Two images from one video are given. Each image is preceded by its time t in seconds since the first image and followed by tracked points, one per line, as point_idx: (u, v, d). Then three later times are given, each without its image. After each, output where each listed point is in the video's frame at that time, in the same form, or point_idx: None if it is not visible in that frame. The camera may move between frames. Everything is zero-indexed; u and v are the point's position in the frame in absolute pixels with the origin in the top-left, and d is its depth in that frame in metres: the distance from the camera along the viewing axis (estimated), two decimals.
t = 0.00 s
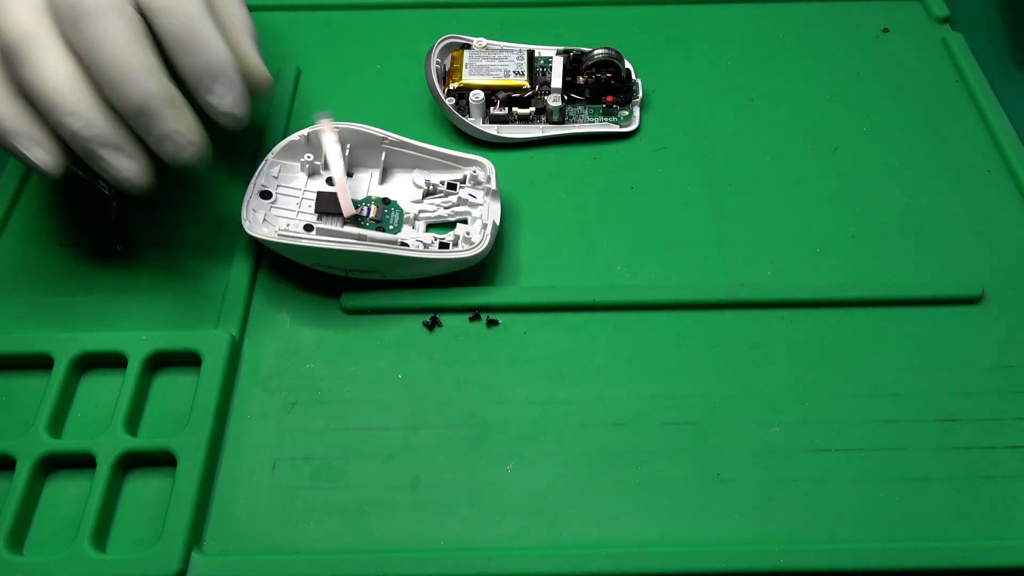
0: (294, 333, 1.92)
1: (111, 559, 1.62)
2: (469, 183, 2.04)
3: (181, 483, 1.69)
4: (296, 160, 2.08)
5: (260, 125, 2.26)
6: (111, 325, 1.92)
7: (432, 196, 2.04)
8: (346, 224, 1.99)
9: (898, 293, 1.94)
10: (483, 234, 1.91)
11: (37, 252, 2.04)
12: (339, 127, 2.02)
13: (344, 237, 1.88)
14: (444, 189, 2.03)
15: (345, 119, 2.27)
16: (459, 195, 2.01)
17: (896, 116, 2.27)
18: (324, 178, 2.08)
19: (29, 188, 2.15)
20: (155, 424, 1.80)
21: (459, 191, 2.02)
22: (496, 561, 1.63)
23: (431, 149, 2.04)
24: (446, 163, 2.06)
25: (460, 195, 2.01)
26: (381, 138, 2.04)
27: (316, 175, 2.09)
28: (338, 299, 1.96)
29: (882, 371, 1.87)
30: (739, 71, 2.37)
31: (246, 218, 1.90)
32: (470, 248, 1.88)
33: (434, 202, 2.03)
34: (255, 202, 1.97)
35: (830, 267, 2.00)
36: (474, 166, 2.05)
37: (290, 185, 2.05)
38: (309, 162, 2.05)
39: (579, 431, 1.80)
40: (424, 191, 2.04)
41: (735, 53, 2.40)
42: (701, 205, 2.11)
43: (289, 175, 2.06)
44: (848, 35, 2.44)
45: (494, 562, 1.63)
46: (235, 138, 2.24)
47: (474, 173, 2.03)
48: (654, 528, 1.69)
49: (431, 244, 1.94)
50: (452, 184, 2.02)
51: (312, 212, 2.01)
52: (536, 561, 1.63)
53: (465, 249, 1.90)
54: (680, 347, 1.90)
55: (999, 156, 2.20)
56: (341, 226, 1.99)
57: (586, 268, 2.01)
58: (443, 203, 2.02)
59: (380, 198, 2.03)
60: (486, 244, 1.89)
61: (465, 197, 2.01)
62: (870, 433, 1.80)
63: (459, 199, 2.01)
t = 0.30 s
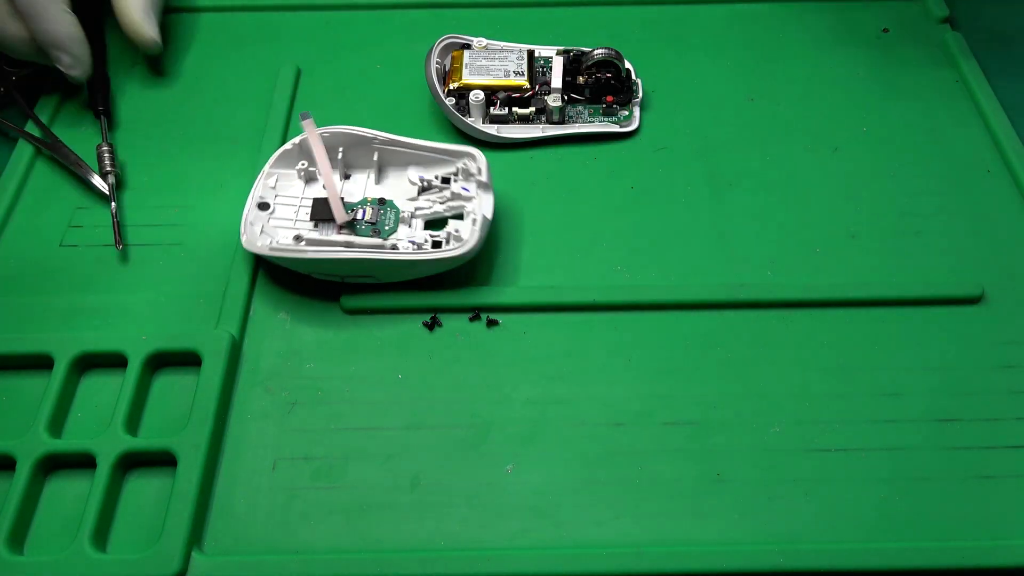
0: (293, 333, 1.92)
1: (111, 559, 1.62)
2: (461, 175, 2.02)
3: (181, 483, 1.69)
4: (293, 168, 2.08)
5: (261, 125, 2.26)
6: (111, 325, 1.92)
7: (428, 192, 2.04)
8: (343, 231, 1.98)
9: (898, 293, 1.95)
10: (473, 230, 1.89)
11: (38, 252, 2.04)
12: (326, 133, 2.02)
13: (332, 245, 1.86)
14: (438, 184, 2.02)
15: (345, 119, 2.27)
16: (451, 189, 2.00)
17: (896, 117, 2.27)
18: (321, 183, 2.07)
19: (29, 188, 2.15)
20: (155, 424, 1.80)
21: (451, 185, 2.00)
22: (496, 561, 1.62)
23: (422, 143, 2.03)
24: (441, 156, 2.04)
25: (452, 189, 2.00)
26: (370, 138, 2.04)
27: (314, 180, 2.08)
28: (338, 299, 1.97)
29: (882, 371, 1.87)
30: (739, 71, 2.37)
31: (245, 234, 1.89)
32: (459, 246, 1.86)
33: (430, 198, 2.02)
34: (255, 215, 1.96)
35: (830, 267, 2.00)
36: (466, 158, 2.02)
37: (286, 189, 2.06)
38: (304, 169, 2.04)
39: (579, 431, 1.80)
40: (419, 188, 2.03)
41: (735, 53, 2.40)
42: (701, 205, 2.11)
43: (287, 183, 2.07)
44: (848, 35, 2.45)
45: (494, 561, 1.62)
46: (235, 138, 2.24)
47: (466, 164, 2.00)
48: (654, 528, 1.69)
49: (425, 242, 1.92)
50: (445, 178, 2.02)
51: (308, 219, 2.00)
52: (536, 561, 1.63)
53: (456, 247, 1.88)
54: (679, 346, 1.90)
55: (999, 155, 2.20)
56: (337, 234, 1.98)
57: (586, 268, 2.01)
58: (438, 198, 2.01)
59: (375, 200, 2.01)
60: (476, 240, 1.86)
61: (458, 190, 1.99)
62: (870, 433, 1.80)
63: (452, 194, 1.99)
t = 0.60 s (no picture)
0: (293, 333, 1.92)
1: (111, 559, 1.62)
2: (464, 177, 2.03)
3: (181, 483, 1.69)
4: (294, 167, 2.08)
5: (261, 125, 2.26)
6: (111, 325, 1.92)
7: (430, 193, 2.03)
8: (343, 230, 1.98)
9: (899, 293, 1.95)
10: (477, 230, 1.91)
11: (37, 252, 2.04)
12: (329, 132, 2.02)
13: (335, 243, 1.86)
14: (440, 185, 2.02)
15: (345, 119, 2.27)
16: (454, 191, 2.00)
17: (896, 117, 2.27)
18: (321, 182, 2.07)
19: (29, 187, 2.15)
20: (156, 424, 1.80)
21: (453, 186, 2.01)
22: (495, 561, 1.62)
23: (424, 144, 2.04)
24: (443, 158, 2.05)
25: (455, 190, 2.00)
26: (372, 138, 2.03)
27: (314, 180, 2.08)
28: (338, 298, 1.96)
29: (883, 371, 1.87)
30: (739, 71, 2.37)
31: (245, 230, 1.89)
32: (464, 245, 1.87)
33: (431, 199, 2.02)
34: (255, 212, 1.96)
35: (830, 268, 2.00)
36: (468, 160, 2.04)
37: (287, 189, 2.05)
38: (305, 167, 2.04)
39: (580, 431, 1.80)
40: (420, 189, 2.04)
41: (735, 53, 2.41)
42: (701, 205, 2.11)
43: (287, 182, 2.06)
44: (848, 35, 2.45)
45: (494, 562, 1.62)
46: (234, 137, 2.24)
47: (469, 166, 2.01)
48: (655, 528, 1.69)
49: (427, 243, 1.93)
50: (448, 180, 2.02)
51: (309, 218, 2.00)
52: (537, 561, 1.63)
53: (460, 246, 1.90)
54: (680, 347, 1.90)
55: (999, 155, 2.20)
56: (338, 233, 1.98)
57: (586, 268, 2.01)
58: (439, 199, 2.01)
59: (376, 200, 2.01)
60: (480, 240, 1.88)
61: (461, 190, 1.99)
62: (870, 433, 1.80)
63: (454, 195, 2.00)
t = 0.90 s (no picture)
0: (293, 333, 1.92)
1: (111, 560, 1.62)
2: (463, 177, 2.02)
3: (181, 484, 1.69)
4: (294, 167, 2.08)
5: (260, 125, 2.26)
6: (111, 325, 1.92)
7: (430, 192, 2.04)
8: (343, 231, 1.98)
9: (899, 293, 1.95)
10: (478, 231, 1.91)
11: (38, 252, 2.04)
12: (327, 134, 2.03)
13: (336, 245, 1.87)
14: (440, 185, 2.02)
15: (344, 119, 2.27)
16: (453, 191, 2.00)
17: (896, 116, 2.27)
18: (321, 183, 2.07)
19: (29, 187, 2.15)
20: (155, 424, 1.80)
21: (454, 186, 2.01)
22: (495, 561, 1.63)
23: (424, 144, 2.04)
24: (442, 158, 2.05)
25: (455, 191, 2.00)
26: (370, 138, 2.04)
27: (314, 180, 2.08)
28: (338, 298, 1.97)
29: (883, 372, 1.87)
30: (739, 71, 2.37)
31: (245, 232, 1.89)
32: (464, 247, 1.88)
33: (431, 199, 2.02)
34: (255, 213, 1.96)
35: (830, 268, 2.00)
36: (468, 161, 2.04)
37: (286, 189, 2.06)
38: (303, 167, 2.04)
39: (579, 432, 1.80)
40: (421, 189, 2.04)
41: (735, 53, 2.41)
42: (701, 206, 2.11)
43: (287, 182, 2.06)
44: (848, 35, 2.44)
45: (494, 562, 1.63)
46: (234, 137, 2.24)
47: (468, 167, 2.01)
48: (654, 528, 1.69)
49: (428, 243, 1.93)
50: (447, 180, 2.02)
51: (309, 219, 2.00)
52: (536, 561, 1.63)
53: (460, 247, 1.90)
54: (680, 347, 1.90)
55: (1000, 155, 2.20)
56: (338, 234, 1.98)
57: (586, 268, 2.00)
58: (439, 199, 2.01)
59: (376, 200, 2.00)
60: (480, 241, 1.89)
61: (460, 191, 1.99)
62: (870, 433, 1.80)
63: (454, 195, 2.00)
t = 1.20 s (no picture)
0: (293, 333, 1.92)
1: (110, 560, 1.62)
2: (463, 177, 2.02)
3: (181, 484, 1.69)
4: (293, 167, 2.08)
5: (261, 124, 2.26)
6: (112, 325, 1.92)
7: (430, 193, 2.04)
8: (343, 231, 1.98)
9: (898, 293, 1.95)
10: (477, 234, 1.91)
11: (38, 252, 2.04)
12: (327, 133, 2.03)
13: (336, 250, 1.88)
14: (440, 186, 2.02)
15: (345, 119, 2.27)
16: (453, 191, 2.00)
17: (896, 117, 2.27)
18: (321, 183, 2.07)
19: (29, 186, 2.15)
20: (155, 424, 1.80)
21: (453, 187, 2.01)
22: (496, 561, 1.63)
23: (424, 144, 2.04)
24: (442, 158, 2.05)
25: (455, 191, 2.00)
26: (370, 138, 2.04)
27: (314, 180, 2.08)
28: (338, 298, 1.96)
29: (883, 372, 1.87)
30: (739, 71, 2.37)
31: (245, 234, 1.90)
32: (463, 250, 1.88)
33: (431, 199, 2.02)
34: (255, 214, 1.97)
35: (830, 267, 2.00)
36: (468, 161, 2.04)
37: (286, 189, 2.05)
38: (303, 167, 2.04)
39: (579, 432, 1.80)
40: (420, 189, 2.04)
41: (734, 54, 2.40)
42: (701, 206, 2.11)
43: (286, 182, 2.06)
44: (848, 35, 2.44)
45: (494, 562, 1.63)
46: (234, 137, 2.23)
47: (468, 167, 2.01)
48: (654, 528, 1.69)
49: (427, 244, 1.93)
50: (447, 180, 2.02)
51: (308, 219, 2.00)
52: (536, 561, 1.63)
53: (460, 250, 1.90)
54: (680, 347, 1.90)
55: (999, 155, 2.20)
56: (338, 234, 1.98)
57: (586, 269, 2.00)
58: (439, 199, 2.01)
59: (376, 200, 2.00)
60: (480, 244, 1.89)
61: (460, 192, 1.99)
62: (870, 433, 1.80)
63: (454, 196, 2.00)
